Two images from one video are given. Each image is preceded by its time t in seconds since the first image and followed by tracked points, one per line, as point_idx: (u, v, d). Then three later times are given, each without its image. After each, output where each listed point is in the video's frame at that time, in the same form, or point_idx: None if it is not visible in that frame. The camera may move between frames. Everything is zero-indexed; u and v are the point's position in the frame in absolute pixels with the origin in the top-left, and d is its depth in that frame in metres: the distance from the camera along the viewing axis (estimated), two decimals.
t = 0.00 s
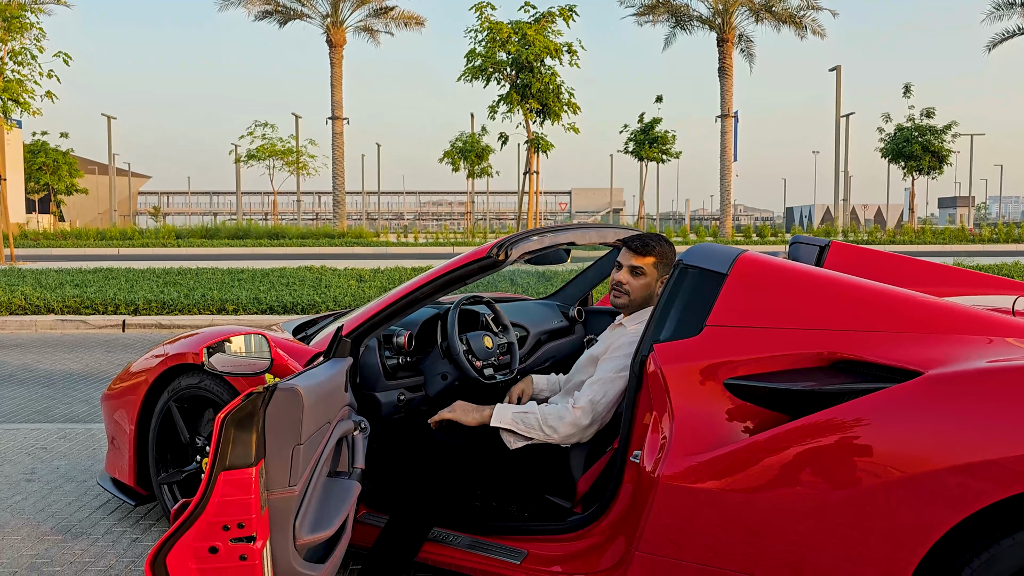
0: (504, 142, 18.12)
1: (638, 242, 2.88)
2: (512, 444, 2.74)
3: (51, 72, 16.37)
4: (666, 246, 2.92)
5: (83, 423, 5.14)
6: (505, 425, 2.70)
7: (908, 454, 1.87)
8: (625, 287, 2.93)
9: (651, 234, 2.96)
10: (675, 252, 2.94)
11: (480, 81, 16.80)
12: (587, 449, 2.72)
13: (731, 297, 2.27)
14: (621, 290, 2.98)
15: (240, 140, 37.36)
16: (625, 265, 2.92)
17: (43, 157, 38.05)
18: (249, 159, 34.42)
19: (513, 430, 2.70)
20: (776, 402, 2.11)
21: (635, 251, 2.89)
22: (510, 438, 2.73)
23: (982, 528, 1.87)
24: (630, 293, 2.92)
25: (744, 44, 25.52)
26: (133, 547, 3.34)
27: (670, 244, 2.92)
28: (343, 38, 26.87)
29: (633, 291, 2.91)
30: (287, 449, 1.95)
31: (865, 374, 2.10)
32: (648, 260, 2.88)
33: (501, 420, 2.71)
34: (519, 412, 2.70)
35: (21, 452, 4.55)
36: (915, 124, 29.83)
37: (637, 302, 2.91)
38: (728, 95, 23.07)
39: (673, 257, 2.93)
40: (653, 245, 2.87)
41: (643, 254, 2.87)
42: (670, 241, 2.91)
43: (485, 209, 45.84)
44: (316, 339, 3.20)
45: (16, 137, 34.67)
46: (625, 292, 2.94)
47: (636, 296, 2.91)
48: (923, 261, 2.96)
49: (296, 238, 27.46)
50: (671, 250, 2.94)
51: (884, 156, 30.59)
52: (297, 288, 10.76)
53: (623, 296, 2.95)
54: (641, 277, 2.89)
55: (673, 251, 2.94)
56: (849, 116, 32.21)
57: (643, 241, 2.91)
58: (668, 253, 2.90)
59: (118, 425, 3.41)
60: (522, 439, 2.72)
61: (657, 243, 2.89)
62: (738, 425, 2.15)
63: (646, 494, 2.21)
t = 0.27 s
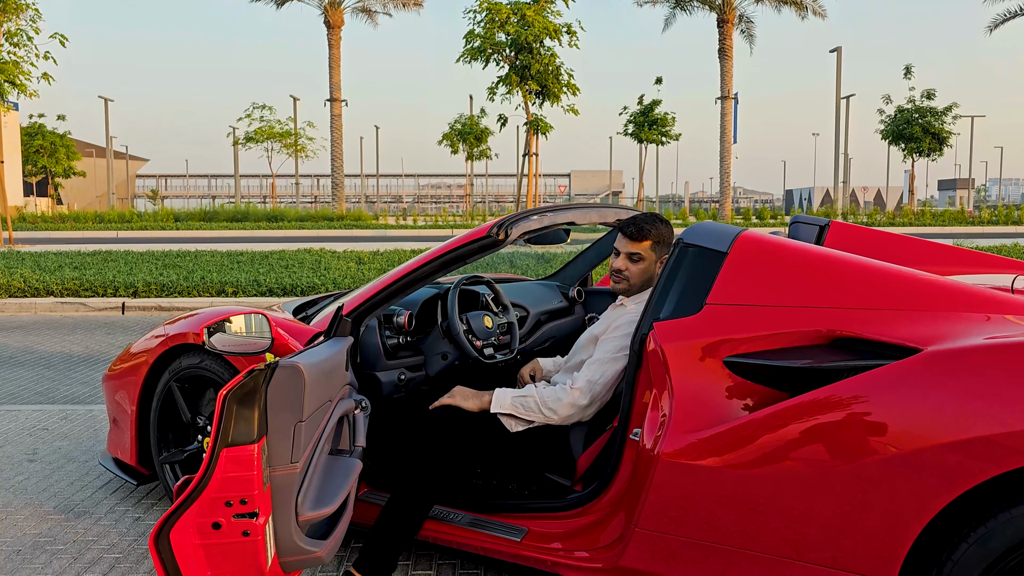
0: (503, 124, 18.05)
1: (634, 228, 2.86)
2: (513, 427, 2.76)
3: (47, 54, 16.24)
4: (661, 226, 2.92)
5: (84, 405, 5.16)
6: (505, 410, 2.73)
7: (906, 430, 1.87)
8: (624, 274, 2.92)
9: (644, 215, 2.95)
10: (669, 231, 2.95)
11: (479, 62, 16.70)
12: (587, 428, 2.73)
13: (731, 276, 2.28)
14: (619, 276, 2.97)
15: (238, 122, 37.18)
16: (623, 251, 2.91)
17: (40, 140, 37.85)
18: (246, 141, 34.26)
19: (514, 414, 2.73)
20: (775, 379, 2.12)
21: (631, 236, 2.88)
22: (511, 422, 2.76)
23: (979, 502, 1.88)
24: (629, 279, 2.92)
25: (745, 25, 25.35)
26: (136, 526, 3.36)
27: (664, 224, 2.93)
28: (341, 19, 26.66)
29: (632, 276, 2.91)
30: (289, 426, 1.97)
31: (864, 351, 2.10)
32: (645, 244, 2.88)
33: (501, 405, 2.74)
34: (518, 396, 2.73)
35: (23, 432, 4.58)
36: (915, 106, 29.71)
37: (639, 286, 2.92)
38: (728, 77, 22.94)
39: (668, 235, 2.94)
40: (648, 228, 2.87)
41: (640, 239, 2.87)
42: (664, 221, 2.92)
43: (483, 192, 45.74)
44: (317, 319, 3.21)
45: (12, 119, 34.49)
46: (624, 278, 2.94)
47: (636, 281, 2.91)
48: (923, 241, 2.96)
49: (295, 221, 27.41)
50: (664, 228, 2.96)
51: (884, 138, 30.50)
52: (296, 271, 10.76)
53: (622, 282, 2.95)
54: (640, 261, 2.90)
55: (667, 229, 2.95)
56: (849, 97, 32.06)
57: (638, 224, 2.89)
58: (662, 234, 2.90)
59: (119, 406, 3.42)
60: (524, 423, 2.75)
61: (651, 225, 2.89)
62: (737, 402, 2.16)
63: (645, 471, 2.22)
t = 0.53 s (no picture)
0: (503, 106, 17.95)
1: (636, 209, 2.84)
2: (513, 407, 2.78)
3: (44, 36, 16.12)
4: (665, 208, 2.88)
5: (85, 387, 5.18)
6: (505, 390, 2.74)
7: (903, 410, 1.87)
8: (626, 254, 2.92)
9: (650, 196, 2.91)
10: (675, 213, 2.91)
11: (478, 43, 16.59)
12: (587, 408, 2.74)
13: (731, 256, 2.28)
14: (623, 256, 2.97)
15: (236, 105, 36.97)
16: (625, 232, 2.90)
17: (38, 124, 37.66)
18: (245, 124, 34.09)
19: (514, 394, 2.74)
20: (775, 359, 2.12)
21: (633, 217, 2.86)
22: (512, 402, 2.77)
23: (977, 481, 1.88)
24: (631, 260, 2.92)
25: (746, 5, 25.15)
26: (138, 507, 3.39)
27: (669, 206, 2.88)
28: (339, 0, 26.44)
29: (634, 258, 2.91)
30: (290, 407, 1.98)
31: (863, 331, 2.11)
32: (647, 225, 2.85)
33: (502, 385, 2.75)
34: (518, 376, 2.74)
35: (25, 415, 4.60)
36: (917, 87, 29.53)
37: (640, 268, 2.91)
38: (729, 59, 22.76)
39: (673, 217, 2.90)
40: (651, 210, 2.84)
41: (642, 220, 2.84)
42: (669, 203, 2.87)
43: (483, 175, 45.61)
44: (317, 301, 3.21)
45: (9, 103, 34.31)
46: (626, 258, 2.93)
47: (637, 263, 2.91)
48: (925, 222, 2.95)
49: (295, 204, 27.36)
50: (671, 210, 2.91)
51: (885, 120, 30.35)
52: (296, 254, 10.76)
53: (625, 262, 2.95)
54: (641, 243, 2.88)
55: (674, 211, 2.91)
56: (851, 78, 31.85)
57: (642, 205, 2.87)
58: (667, 216, 2.86)
59: (120, 388, 3.43)
60: (524, 402, 2.76)
61: (655, 206, 2.85)
62: (736, 382, 2.16)
63: (644, 451, 2.24)
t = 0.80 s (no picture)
0: (503, 89, 17.87)
1: (628, 187, 2.86)
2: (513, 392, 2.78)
3: (41, 20, 16.02)
4: (657, 189, 2.91)
5: (88, 371, 5.20)
6: (505, 374, 2.74)
7: (902, 390, 1.87)
8: (617, 234, 2.92)
9: (643, 177, 2.94)
10: (667, 195, 2.93)
11: (478, 26, 16.49)
12: (588, 390, 2.75)
13: (731, 237, 2.28)
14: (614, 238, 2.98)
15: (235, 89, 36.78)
16: (616, 212, 2.91)
17: (37, 108, 37.49)
18: (244, 108, 33.93)
19: (514, 378, 2.74)
20: (775, 340, 2.12)
21: (625, 196, 2.88)
22: (511, 386, 2.77)
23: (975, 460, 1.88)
24: (622, 240, 2.92)
25: None
26: (141, 489, 3.41)
27: (661, 187, 2.91)
28: None
29: (625, 238, 2.91)
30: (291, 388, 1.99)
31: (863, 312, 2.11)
32: (638, 204, 2.87)
33: (502, 369, 2.75)
34: (518, 359, 2.75)
35: (28, 398, 4.62)
36: (919, 69, 29.35)
37: (630, 248, 2.91)
38: (730, 41, 22.58)
39: (664, 199, 2.92)
40: (643, 189, 2.86)
41: (633, 199, 2.86)
42: (661, 183, 2.90)
43: (483, 159, 45.49)
44: (317, 284, 3.22)
45: (8, 87, 34.15)
46: (617, 239, 2.93)
47: (628, 243, 2.91)
48: (926, 203, 2.94)
49: (295, 188, 27.30)
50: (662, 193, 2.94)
51: (887, 102, 30.20)
52: (297, 238, 10.75)
53: (615, 244, 2.95)
54: (632, 223, 2.89)
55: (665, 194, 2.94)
56: (853, 60, 31.64)
57: (634, 185, 2.89)
58: (658, 197, 2.89)
59: (122, 372, 3.45)
60: (524, 387, 2.76)
61: (646, 186, 2.88)
62: (736, 362, 2.17)
63: (645, 431, 2.24)
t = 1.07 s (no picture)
0: (504, 75, 17.80)
1: (607, 176, 2.82)
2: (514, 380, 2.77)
3: (40, 8, 15.95)
4: (638, 173, 2.85)
5: (90, 359, 5.22)
6: (506, 363, 2.73)
7: (902, 375, 1.87)
8: (604, 225, 2.89)
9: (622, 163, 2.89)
10: (649, 178, 2.89)
11: (478, 12, 16.40)
12: (589, 376, 2.74)
13: (732, 223, 2.27)
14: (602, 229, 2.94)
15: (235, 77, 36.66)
16: (600, 202, 2.88)
17: (37, 97, 37.39)
18: (244, 97, 33.83)
19: (515, 367, 2.73)
20: (775, 326, 2.12)
21: (605, 185, 2.84)
22: (512, 374, 2.76)
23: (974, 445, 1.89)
24: (609, 231, 2.88)
25: None
26: (145, 476, 3.43)
27: (642, 170, 2.86)
28: None
29: (612, 228, 2.87)
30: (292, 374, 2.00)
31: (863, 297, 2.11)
32: (620, 192, 2.83)
33: (503, 358, 2.74)
34: (519, 349, 2.73)
35: (31, 386, 4.64)
36: (922, 54, 29.18)
37: (618, 238, 2.87)
38: (732, 27, 22.44)
39: (647, 182, 2.87)
40: (622, 175, 2.82)
41: (614, 187, 2.82)
42: (641, 167, 2.85)
43: (485, 147, 45.36)
44: (319, 271, 3.22)
45: (8, 75, 34.06)
46: (604, 230, 2.90)
47: (616, 233, 2.87)
48: (928, 189, 2.93)
49: (296, 176, 27.25)
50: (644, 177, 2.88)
51: (890, 88, 30.05)
52: (298, 226, 10.75)
53: (604, 235, 2.91)
54: (617, 211, 2.85)
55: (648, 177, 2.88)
56: (856, 46, 31.45)
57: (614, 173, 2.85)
58: (639, 182, 2.84)
59: (125, 360, 3.46)
60: (525, 375, 2.75)
61: (626, 172, 2.83)
62: (737, 348, 2.17)
63: (646, 417, 2.25)
